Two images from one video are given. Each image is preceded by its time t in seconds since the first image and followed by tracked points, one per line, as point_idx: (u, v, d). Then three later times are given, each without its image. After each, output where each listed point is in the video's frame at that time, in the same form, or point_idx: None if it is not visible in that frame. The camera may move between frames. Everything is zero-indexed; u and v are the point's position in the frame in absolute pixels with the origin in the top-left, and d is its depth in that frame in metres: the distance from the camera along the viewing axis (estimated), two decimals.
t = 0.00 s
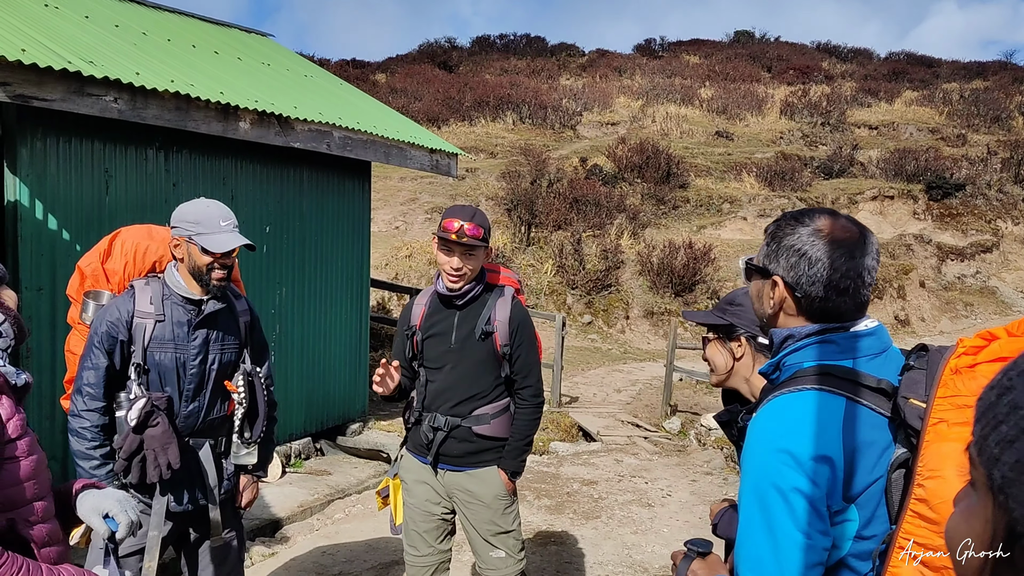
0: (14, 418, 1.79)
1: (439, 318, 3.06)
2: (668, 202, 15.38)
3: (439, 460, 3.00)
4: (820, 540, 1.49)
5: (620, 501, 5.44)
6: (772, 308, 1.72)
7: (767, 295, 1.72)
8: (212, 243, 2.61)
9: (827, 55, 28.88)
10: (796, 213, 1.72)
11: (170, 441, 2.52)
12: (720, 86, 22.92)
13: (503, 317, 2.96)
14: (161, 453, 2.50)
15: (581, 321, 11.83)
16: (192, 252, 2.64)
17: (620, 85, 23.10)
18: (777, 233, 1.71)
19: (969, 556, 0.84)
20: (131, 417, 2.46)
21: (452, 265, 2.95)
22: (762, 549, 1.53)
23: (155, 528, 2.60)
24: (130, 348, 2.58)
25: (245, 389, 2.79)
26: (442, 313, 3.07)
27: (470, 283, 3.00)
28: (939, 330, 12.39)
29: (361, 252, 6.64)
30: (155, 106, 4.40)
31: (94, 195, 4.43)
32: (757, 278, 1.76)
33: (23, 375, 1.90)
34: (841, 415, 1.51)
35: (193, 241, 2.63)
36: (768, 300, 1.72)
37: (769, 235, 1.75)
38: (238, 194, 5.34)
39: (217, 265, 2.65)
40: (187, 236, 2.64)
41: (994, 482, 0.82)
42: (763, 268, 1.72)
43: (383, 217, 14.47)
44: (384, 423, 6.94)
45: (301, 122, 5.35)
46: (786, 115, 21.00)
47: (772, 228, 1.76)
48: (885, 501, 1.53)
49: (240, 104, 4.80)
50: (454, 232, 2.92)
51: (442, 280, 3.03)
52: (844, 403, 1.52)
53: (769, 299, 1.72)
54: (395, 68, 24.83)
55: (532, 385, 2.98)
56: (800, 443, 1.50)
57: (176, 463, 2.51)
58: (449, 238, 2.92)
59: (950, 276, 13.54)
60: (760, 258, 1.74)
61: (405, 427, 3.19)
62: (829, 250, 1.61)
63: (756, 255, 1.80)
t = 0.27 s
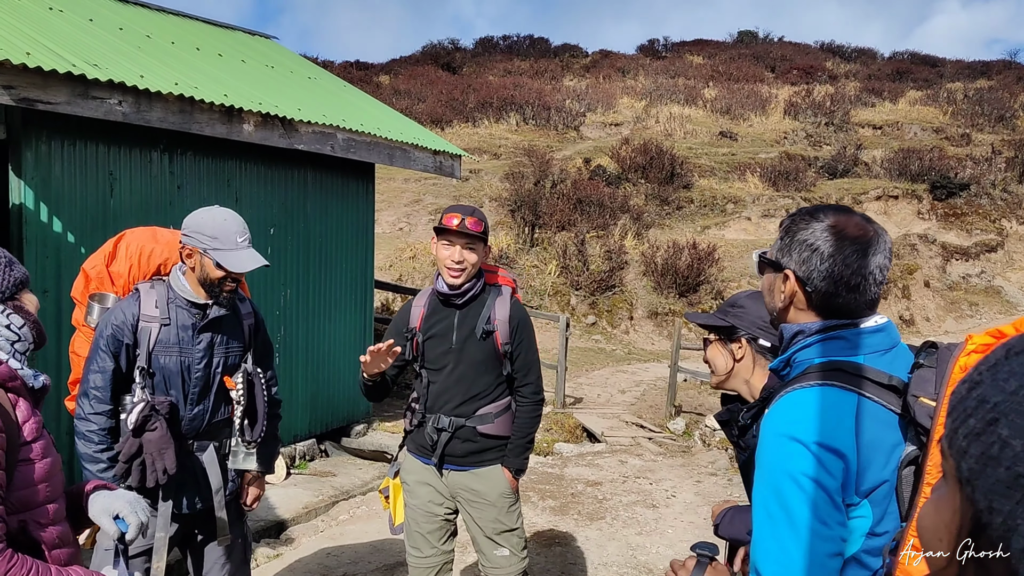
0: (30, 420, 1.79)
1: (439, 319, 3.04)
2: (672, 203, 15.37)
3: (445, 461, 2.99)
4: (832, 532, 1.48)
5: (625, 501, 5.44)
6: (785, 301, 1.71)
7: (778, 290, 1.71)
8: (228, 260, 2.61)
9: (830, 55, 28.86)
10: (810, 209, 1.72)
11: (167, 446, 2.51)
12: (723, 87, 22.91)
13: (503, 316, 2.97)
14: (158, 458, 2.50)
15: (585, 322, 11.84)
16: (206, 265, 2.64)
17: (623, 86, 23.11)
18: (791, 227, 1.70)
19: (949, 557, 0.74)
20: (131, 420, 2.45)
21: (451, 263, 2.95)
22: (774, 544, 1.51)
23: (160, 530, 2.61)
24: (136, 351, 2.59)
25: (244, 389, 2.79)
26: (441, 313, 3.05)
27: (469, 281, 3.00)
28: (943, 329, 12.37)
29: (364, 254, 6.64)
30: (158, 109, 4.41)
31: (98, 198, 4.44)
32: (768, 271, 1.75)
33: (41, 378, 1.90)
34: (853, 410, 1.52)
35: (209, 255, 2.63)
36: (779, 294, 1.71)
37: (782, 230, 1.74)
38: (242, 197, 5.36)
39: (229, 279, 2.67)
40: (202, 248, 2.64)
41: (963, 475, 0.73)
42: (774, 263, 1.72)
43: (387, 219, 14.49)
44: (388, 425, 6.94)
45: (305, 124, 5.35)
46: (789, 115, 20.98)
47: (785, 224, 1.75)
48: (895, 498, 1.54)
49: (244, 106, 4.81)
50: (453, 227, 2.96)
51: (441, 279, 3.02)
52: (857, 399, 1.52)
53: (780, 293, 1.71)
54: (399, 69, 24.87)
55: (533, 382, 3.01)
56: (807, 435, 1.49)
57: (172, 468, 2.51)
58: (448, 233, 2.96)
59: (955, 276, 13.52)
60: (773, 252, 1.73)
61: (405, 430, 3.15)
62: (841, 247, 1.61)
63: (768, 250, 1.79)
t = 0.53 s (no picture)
0: (37, 420, 1.79)
1: (448, 316, 3.03)
2: (673, 203, 15.37)
3: (461, 460, 2.98)
4: (860, 521, 1.47)
5: (626, 502, 5.44)
6: (806, 287, 1.75)
7: (799, 276, 1.76)
8: (236, 270, 2.60)
9: (832, 56, 28.83)
10: (829, 199, 1.78)
11: (176, 446, 2.53)
12: (725, 88, 22.90)
13: (514, 310, 3.01)
14: (168, 458, 2.51)
15: (586, 322, 11.84)
16: (213, 271, 2.63)
17: (625, 86, 23.09)
18: (810, 216, 1.76)
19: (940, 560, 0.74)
20: (139, 422, 2.46)
21: (457, 262, 2.98)
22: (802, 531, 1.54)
23: (163, 529, 2.62)
24: (141, 351, 2.59)
25: (248, 392, 2.81)
26: (450, 311, 3.05)
27: (477, 277, 3.02)
28: (945, 330, 12.36)
29: (367, 253, 6.64)
30: (160, 108, 4.41)
31: (100, 197, 4.44)
32: (789, 259, 1.80)
33: (50, 381, 1.90)
34: (885, 399, 1.49)
35: (217, 262, 2.62)
36: (800, 281, 1.76)
37: (802, 218, 1.80)
38: (244, 196, 5.36)
39: (234, 286, 2.68)
40: (212, 254, 2.62)
41: (951, 476, 0.72)
42: (795, 249, 1.77)
43: (388, 219, 14.49)
44: (389, 424, 6.95)
45: (307, 123, 5.35)
46: (791, 115, 20.97)
47: (805, 213, 1.81)
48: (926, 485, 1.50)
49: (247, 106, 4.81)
50: (453, 229, 2.93)
51: (448, 278, 3.04)
52: (888, 387, 1.50)
53: (801, 279, 1.75)
54: (400, 69, 24.86)
55: (543, 374, 3.05)
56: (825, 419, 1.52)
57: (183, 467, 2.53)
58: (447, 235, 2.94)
59: (956, 277, 13.52)
60: (793, 239, 1.79)
61: (415, 431, 3.12)
62: (860, 230, 1.65)
63: (788, 239, 1.84)
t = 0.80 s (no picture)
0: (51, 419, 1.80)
1: (467, 315, 3.04)
2: (675, 203, 15.37)
3: (485, 459, 2.96)
4: (882, 505, 1.48)
5: (628, 501, 5.44)
6: (827, 277, 1.78)
7: (821, 267, 1.80)
8: (253, 302, 2.63)
9: (834, 55, 28.84)
10: (851, 195, 1.83)
11: (193, 442, 2.55)
12: (727, 87, 22.91)
13: (531, 307, 3.05)
14: (185, 453, 2.53)
15: (589, 321, 11.84)
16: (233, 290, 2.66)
17: (627, 86, 23.10)
18: (837, 208, 1.82)
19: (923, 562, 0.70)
20: (154, 420, 2.48)
21: (471, 265, 2.99)
22: (828, 513, 1.56)
23: (167, 528, 2.63)
24: (145, 349, 2.59)
25: (248, 392, 2.79)
26: (468, 311, 3.05)
27: (491, 277, 3.03)
28: (947, 330, 12.37)
29: (370, 253, 6.65)
30: (162, 107, 4.41)
31: (102, 196, 4.45)
32: (813, 250, 1.85)
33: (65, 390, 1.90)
34: (910, 388, 1.51)
35: (240, 285, 2.64)
36: (823, 271, 1.80)
37: (827, 211, 1.85)
38: (246, 195, 5.37)
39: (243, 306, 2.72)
40: (238, 277, 2.64)
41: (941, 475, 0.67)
42: (819, 239, 1.82)
43: (390, 218, 14.50)
44: (390, 424, 6.96)
45: (309, 123, 5.36)
46: (793, 115, 20.97)
47: (828, 208, 1.86)
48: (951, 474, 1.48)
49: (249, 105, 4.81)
50: (466, 230, 2.95)
51: (462, 279, 3.05)
52: (912, 375, 1.52)
53: (825, 269, 1.79)
54: (402, 69, 24.89)
55: (560, 371, 3.12)
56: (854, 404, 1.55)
57: (201, 462, 2.56)
58: (460, 237, 2.95)
59: (959, 276, 13.53)
60: (817, 231, 1.84)
61: (432, 434, 3.08)
62: (884, 221, 1.71)
63: (810, 233, 1.89)
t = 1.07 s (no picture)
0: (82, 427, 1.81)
1: (482, 319, 3.03)
2: (676, 202, 15.37)
3: (505, 461, 2.97)
4: (892, 489, 1.46)
5: (629, 501, 5.44)
6: (837, 276, 1.80)
7: (831, 265, 1.81)
8: (275, 326, 2.63)
9: (835, 55, 28.83)
10: (857, 193, 1.86)
11: (205, 452, 2.57)
12: (728, 87, 22.89)
13: (546, 309, 3.03)
14: (196, 463, 2.55)
15: (589, 321, 11.84)
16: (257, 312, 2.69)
17: (628, 85, 23.09)
18: (844, 207, 1.84)
19: (921, 564, 0.73)
20: (169, 428, 2.47)
21: (485, 268, 2.96)
22: (838, 497, 1.54)
23: (165, 529, 2.68)
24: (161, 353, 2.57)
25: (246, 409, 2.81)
26: (482, 314, 3.04)
27: (502, 283, 3.01)
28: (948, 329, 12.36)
29: (371, 253, 6.65)
30: (163, 107, 4.41)
31: (103, 196, 4.45)
32: (820, 249, 1.86)
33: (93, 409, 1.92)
34: (921, 375, 1.53)
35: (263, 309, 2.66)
36: (832, 270, 1.81)
37: (832, 210, 1.88)
38: (247, 195, 5.37)
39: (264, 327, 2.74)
40: (263, 301, 2.66)
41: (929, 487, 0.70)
42: (829, 238, 1.83)
43: (391, 218, 14.49)
44: (391, 424, 6.97)
45: (309, 122, 5.36)
46: (794, 114, 20.96)
47: (833, 207, 1.89)
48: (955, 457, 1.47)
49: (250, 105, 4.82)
50: (484, 234, 2.94)
51: (474, 281, 3.03)
52: (923, 364, 1.54)
53: (835, 266, 1.80)
54: (403, 68, 24.86)
55: (576, 369, 3.10)
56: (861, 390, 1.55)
57: (210, 474, 2.57)
58: (478, 239, 2.95)
59: (960, 276, 13.54)
60: (824, 230, 1.87)
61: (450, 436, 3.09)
62: (893, 218, 1.74)
63: (815, 232, 1.92)
